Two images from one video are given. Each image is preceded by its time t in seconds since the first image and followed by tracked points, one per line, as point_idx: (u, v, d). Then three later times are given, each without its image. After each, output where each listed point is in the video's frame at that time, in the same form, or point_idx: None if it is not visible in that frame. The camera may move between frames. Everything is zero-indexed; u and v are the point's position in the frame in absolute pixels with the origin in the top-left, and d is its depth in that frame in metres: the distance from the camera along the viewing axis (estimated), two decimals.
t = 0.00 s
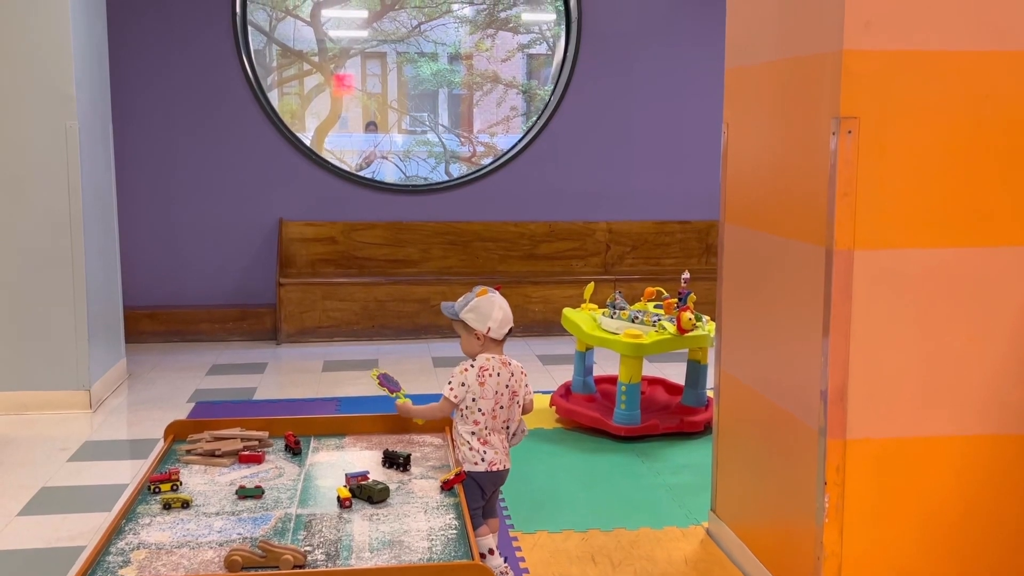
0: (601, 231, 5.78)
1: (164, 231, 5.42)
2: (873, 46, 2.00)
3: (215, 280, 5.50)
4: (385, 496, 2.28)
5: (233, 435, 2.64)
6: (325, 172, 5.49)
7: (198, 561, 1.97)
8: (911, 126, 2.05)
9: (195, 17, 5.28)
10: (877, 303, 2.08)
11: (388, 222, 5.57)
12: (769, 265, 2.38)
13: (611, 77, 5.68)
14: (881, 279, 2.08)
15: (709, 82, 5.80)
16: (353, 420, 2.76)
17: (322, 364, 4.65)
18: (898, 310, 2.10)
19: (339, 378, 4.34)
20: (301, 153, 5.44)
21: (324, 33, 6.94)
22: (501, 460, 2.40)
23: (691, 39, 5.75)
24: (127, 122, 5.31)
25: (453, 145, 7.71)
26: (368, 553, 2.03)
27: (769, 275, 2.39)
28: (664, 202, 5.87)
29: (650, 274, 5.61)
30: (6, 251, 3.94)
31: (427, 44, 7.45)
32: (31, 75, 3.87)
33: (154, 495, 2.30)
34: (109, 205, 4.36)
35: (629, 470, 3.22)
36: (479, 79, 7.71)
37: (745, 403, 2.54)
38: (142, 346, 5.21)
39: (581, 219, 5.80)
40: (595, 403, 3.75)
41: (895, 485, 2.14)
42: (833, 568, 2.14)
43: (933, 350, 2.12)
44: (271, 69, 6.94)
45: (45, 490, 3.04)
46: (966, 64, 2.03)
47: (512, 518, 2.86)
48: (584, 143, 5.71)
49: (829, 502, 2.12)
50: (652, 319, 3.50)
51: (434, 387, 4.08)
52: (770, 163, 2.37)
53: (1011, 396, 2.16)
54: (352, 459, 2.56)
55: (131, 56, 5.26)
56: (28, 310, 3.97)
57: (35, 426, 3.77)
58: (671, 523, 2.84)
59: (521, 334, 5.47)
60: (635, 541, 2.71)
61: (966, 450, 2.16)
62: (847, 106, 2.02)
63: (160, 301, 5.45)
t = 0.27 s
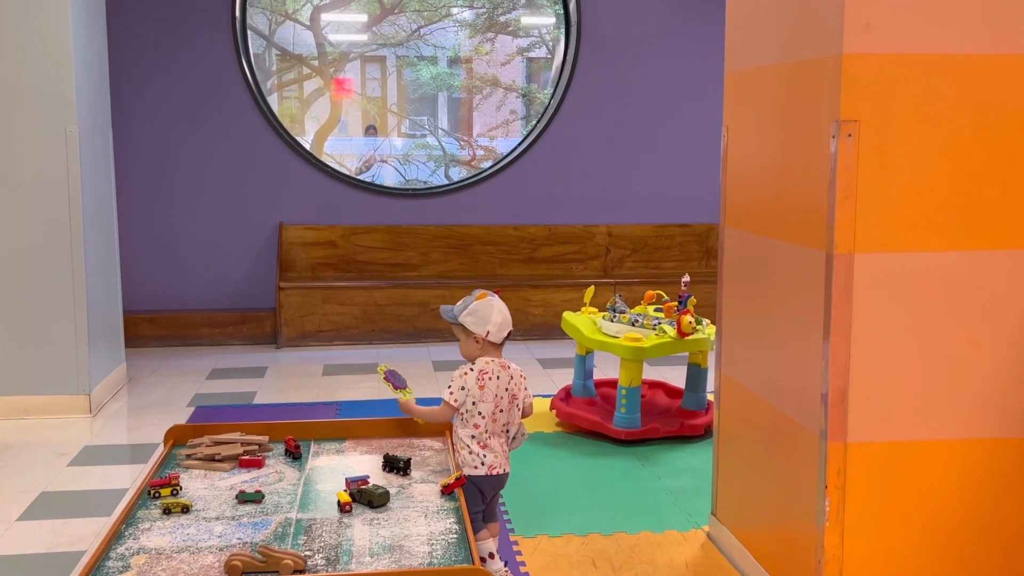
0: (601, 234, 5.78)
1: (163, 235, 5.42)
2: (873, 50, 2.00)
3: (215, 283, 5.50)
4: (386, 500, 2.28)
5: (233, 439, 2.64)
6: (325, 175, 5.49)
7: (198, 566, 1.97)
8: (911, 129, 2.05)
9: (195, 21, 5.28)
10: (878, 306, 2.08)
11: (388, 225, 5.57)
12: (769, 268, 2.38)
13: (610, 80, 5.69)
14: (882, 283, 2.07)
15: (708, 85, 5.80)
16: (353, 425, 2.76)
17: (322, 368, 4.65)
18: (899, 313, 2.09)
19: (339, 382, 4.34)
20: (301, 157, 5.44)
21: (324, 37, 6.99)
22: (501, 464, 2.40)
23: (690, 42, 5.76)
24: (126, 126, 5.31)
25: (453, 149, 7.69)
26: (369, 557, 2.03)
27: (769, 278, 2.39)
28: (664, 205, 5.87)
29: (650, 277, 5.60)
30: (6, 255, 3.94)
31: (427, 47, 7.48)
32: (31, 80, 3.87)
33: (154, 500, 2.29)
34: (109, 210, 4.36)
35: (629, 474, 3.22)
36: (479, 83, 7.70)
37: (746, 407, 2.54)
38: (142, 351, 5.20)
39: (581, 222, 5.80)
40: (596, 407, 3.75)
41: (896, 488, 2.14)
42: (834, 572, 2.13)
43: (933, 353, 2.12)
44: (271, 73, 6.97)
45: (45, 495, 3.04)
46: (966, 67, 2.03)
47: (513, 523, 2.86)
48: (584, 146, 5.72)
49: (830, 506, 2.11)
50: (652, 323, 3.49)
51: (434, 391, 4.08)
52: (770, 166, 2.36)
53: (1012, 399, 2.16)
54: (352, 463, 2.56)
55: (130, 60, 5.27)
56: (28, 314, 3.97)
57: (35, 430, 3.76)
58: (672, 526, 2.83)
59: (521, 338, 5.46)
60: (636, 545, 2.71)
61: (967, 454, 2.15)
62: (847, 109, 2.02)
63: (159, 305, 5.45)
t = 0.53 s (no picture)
0: (600, 237, 5.78)
1: (162, 238, 5.42)
2: (872, 53, 2.00)
3: (214, 286, 5.49)
4: (384, 504, 2.27)
5: (232, 443, 2.64)
6: (324, 178, 5.49)
7: (196, 570, 1.96)
8: (910, 132, 2.05)
9: (194, 24, 5.28)
10: (877, 309, 2.08)
11: (387, 228, 5.56)
12: (768, 271, 2.38)
13: (609, 83, 5.69)
14: (881, 285, 2.08)
15: (707, 88, 5.81)
16: (352, 428, 2.75)
17: (320, 371, 4.64)
18: (897, 316, 2.09)
19: (338, 385, 4.33)
20: (300, 160, 5.44)
21: (323, 39, 7.00)
22: (500, 466, 2.41)
23: (689, 45, 5.76)
24: (125, 129, 5.31)
25: (451, 151, 7.65)
26: (367, 561, 2.02)
27: (768, 281, 2.39)
28: (663, 208, 5.87)
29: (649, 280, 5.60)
30: (4, 258, 3.93)
31: (425, 49, 7.52)
32: (29, 83, 3.87)
33: (153, 503, 2.29)
34: (108, 213, 4.36)
35: (629, 477, 3.21)
36: (477, 85, 7.70)
37: (745, 409, 2.54)
38: (140, 354, 5.20)
39: (580, 225, 5.80)
40: (595, 409, 3.74)
41: (895, 491, 2.14)
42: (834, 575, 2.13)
43: (933, 356, 2.12)
44: (270, 76, 6.99)
45: (43, 498, 3.03)
46: (965, 70, 2.03)
47: (513, 525, 2.85)
48: (583, 149, 5.72)
49: (830, 509, 2.11)
50: (651, 325, 3.49)
51: (433, 394, 4.08)
52: (769, 169, 2.36)
53: (1011, 401, 2.16)
54: (351, 466, 2.56)
55: (129, 63, 5.26)
56: (26, 317, 3.97)
57: (33, 434, 3.76)
58: (671, 529, 2.83)
59: (520, 340, 5.46)
60: (635, 548, 2.71)
61: (966, 456, 2.15)
62: (846, 112, 2.02)
63: (158, 308, 5.44)
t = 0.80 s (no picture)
0: (598, 237, 5.78)
1: (160, 239, 5.41)
2: (871, 53, 2.00)
3: (211, 287, 5.49)
4: (383, 505, 2.27)
5: (230, 444, 2.63)
6: (322, 179, 5.49)
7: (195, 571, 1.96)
8: (908, 132, 2.05)
9: (191, 25, 5.28)
10: (875, 310, 2.08)
11: (384, 229, 5.56)
12: (766, 272, 2.38)
13: (607, 84, 5.69)
14: (880, 286, 2.08)
15: (705, 89, 5.81)
16: (350, 429, 2.75)
17: (318, 372, 4.64)
18: (895, 317, 2.10)
19: (336, 386, 4.33)
20: (297, 161, 5.44)
21: (321, 40, 6.99)
22: (500, 469, 2.43)
23: (687, 46, 5.76)
24: (122, 130, 5.31)
25: (450, 152, 7.68)
26: (366, 562, 2.02)
27: (767, 282, 2.39)
28: (660, 208, 5.88)
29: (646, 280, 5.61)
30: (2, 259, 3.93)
31: (423, 51, 7.49)
32: (27, 83, 3.86)
33: (151, 505, 2.29)
34: (105, 214, 4.35)
35: (627, 478, 3.21)
36: (475, 86, 7.69)
37: (744, 410, 2.54)
38: (138, 355, 5.19)
39: (578, 226, 5.80)
40: (593, 410, 3.74)
41: (893, 492, 2.14)
42: None
43: (931, 356, 2.12)
44: (267, 77, 6.97)
45: (41, 500, 3.03)
46: (962, 71, 2.04)
47: (511, 526, 2.85)
48: (581, 149, 5.72)
49: (829, 509, 2.11)
50: (649, 326, 3.49)
51: (431, 395, 4.08)
52: (768, 170, 2.37)
53: (1009, 402, 2.16)
54: (349, 468, 2.55)
55: (126, 64, 5.26)
56: (23, 319, 3.96)
57: (31, 435, 3.75)
58: (670, 530, 2.83)
59: (518, 341, 5.46)
60: (634, 548, 2.71)
61: (964, 457, 2.15)
62: (844, 113, 2.02)
63: (155, 309, 5.44)
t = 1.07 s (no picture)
0: (595, 236, 5.78)
1: (156, 238, 5.40)
2: (867, 52, 2.00)
3: (208, 286, 5.48)
4: (379, 503, 2.27)
5: (227, 442, 2.63)
6: (318, 178, 5.48)
7: (191, 569, 1.96)
8: (905, 131, 2.05)
9: (188, 23, 5.27)
10: (871, 308, 2.09)
11: (381, 228, 5.56)
12: (763, 270, 2.38)
13: (604, 82, 5.69)
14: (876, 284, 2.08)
15: (701, 87, 5.81)
16: (347, 427, 2.75)
17: (315, 371, 4.64)
18: (892, 315, 2.10)
19: (333, 384, 4.33)
20: (294, 159, 5.44)
21: (317, 39, 7.00)
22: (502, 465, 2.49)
23: (684, 44, 5.77)
24: (119, 128, 5.30)
25: (446, 151, 7.67)
26: (363, 560, 2.02)
27: (763, 280, 2.39)
28: (657, 207, 5.88)
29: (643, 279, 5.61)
30: None
31: (419, 49, 7.50)
32: (23, 81, 3.85)
33: (147, 503, 2.28)
34: (102, 212, 4.35)
35: (623, 476, 3.21)
36: (472, 84, 7.68)
37: (740, 408, 2.54)
38: (134, 353, 5.19)
39: (575, 224, 5.80)
40: (590, 408, 3.74)
41: (890, 490, 2.14)
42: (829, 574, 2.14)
43: (927, 354, 2.13)
44: (264, 75, 6.88)
45: (37, 499, 3.02)
46: (958, 70, 2.04)
47: (508, 525, 2.85)
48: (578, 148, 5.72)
49: (825, 507, 2.12)
50: (645, 324, 3.49)
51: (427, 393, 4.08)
52: (764, 168, 2.37)
53: (1005, 400, 2.16)
54: (346, 466, 2.55)
55: (123, 62, 5.25)
56: (19, 318, 3.95)
57: (27, 434, 3.75)
58: (666, 528, 2.84)
59: (515, 340, 5.46)
60: (630, 547, 2.71)
61: (960, 455, 2.16)
62: (841, 111, 2.02)
63: (152, 308, 5.43)
